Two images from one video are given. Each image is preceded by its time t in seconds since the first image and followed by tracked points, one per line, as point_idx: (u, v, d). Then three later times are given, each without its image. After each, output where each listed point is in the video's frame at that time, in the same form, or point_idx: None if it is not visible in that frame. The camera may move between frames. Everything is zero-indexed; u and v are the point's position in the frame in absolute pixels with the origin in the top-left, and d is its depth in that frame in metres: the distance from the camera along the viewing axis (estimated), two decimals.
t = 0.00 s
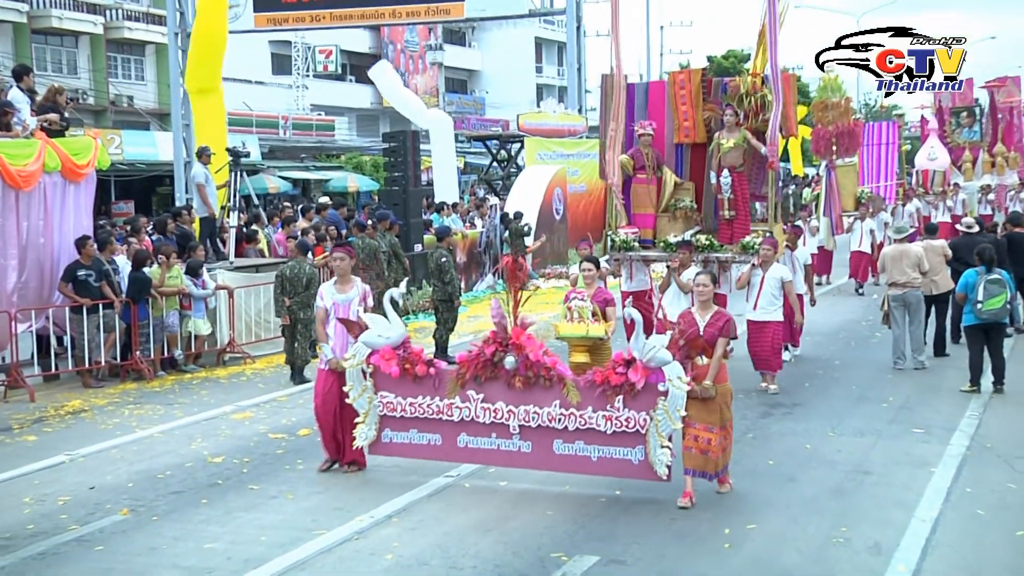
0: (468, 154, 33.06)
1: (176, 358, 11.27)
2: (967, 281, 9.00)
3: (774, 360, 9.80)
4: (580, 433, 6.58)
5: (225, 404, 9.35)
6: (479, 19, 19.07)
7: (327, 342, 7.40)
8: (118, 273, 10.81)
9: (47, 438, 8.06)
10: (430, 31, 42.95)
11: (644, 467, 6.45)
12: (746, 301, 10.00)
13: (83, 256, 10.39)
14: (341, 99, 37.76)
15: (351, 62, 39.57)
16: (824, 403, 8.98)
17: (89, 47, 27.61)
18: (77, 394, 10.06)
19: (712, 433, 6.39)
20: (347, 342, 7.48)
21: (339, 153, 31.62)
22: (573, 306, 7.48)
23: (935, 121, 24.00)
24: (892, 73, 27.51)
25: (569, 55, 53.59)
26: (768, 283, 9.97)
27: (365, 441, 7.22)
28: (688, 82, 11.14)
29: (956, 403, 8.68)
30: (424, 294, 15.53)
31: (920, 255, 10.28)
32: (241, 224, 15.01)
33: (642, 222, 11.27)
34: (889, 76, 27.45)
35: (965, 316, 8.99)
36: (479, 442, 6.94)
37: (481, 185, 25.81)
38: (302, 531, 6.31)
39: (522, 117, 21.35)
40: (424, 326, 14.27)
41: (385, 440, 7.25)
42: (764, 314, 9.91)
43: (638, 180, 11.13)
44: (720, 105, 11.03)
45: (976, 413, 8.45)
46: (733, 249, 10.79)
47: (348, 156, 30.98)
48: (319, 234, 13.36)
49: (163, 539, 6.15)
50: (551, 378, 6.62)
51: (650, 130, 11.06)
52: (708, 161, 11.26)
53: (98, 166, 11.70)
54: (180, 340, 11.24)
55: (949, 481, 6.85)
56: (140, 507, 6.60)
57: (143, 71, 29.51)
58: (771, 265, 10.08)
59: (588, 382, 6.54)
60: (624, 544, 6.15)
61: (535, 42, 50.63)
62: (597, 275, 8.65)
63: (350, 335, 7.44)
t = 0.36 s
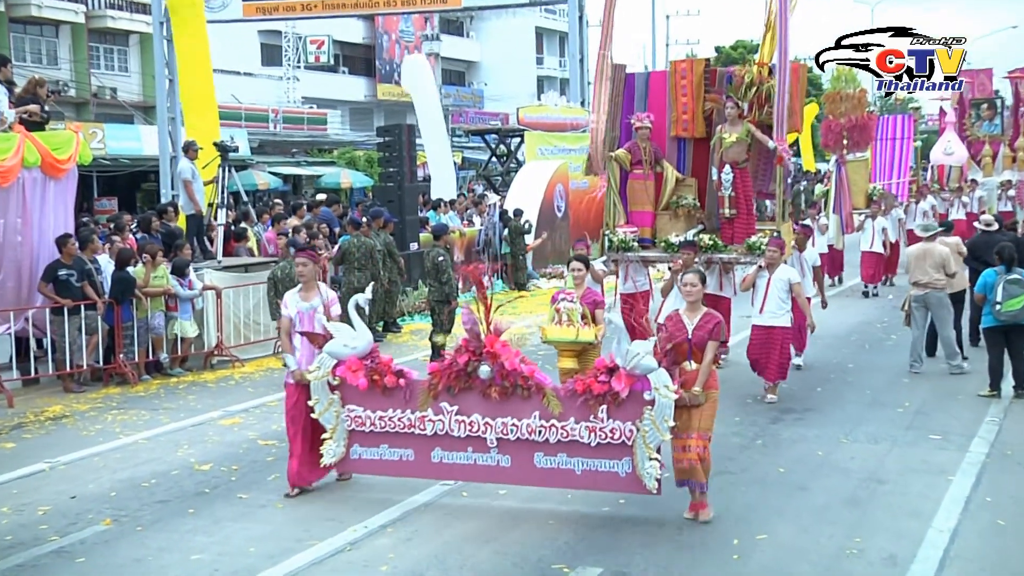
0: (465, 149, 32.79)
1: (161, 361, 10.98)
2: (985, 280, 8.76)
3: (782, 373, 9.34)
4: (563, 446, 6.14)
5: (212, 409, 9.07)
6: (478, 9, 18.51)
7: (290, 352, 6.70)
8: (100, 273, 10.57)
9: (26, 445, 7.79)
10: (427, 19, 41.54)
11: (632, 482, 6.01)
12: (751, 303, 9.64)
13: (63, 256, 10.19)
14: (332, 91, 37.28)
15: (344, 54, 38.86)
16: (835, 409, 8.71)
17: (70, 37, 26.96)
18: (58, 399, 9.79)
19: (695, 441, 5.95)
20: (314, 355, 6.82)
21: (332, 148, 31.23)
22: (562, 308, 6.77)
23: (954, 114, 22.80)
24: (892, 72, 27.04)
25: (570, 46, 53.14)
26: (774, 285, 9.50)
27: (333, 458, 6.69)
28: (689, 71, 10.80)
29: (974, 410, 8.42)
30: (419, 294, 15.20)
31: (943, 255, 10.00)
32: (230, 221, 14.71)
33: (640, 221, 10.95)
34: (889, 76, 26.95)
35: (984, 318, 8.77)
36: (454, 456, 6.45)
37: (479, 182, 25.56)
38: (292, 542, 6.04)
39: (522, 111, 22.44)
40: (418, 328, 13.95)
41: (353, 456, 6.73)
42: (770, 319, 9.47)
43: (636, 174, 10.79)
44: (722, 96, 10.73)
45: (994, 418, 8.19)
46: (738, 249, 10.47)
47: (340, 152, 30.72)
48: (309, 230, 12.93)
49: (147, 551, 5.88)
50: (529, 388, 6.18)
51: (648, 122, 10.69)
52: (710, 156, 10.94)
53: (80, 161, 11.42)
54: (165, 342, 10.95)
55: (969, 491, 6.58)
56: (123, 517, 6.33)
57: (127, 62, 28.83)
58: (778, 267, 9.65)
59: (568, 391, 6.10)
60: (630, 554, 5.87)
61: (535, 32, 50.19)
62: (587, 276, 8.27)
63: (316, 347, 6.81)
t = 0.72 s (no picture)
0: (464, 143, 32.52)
1: (146, 365, 10.70)
2: (1006, 281, 8.64)
3: (789, 381, 9.02)
4: (543, 463, 5.65)
5: (200, 415, 8.81)
6: None
7: (253, 360, 6.28)
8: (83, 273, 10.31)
9: (5, 453, 7.52)
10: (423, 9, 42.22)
11: (616, 503, 5.52)
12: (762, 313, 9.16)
13: (43, 254, 9.93)
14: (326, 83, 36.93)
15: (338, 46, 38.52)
16: (849, 415, 8.44)
17: (50, 27, 25.61)
18: (39, 405, 9.54)
19: (687, 462, 5.67)
20: (277, 358, 6.43)
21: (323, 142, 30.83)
22: (551, 314, 6.18)
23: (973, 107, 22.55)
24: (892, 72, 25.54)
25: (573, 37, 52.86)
26: (782, 290, 9.07)
27: (299, 472, 6.17)
28: (694, 60, 10.48)
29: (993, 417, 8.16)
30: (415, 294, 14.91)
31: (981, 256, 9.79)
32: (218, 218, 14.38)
33: (639, 219, 10.69)
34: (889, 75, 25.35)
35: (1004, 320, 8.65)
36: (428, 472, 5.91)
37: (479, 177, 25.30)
38: (282, 553, 5.75)
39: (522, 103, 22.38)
40: (414, 331, 13.63)
41: (321, 470, 6.20)
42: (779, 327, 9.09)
43: (634, 170, 10.49)
44: (727, 86, 10.50)
45: (1015, 425, 7.92)
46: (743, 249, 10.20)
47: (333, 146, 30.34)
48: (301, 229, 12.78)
49: (130, 563, 5.60)
50: (507, 400, 5.66)
51: (648, 113, 10.39)
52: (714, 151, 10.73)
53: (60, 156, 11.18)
54: (149, 345, 10.68)
55: (990, 501, 6.32)
56: (106, 528, 6.06)
57: (110, 52, 27.25)
58: (787, 271, 9.16)
59: (547, 403, 5.60)
60: (635, 566, 5.58)
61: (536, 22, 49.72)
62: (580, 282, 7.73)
63: (279, 351, 6.40)
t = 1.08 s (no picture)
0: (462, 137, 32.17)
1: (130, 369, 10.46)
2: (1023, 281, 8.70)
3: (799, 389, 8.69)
4: (524, 482, 5.32)
5: (186, 421, 8.56)
6: None
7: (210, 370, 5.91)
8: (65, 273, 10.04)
9: None
10: None
11: (600, 526, 5.20)
12: (765, 316, 8.87)
13: (22, 254, 9.67)
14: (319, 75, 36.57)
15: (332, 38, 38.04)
16: (862, 421, 8.19)
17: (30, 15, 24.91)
18: (18, 411, 9.29)
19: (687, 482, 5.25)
20: (234, 369, 6.12)
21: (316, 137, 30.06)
22: (536, 321, 5.94)
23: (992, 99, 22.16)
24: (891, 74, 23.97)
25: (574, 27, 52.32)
26: (787, 292, 8.79)
27: (258, 493, 5.77)
28: (694, 51, 10.23)
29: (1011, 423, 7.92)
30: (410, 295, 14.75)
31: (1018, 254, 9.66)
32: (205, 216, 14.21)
33: (637, 219, 10.39)
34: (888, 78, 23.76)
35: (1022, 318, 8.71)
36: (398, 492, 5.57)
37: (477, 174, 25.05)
38: (273, 564, 5.50)
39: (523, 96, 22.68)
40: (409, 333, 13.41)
41: (281, 491, 5.81)
42: (784, 331, 8.79)
43: (632, 167, 10.22)
44: (731, 79, 10.25)
45: None
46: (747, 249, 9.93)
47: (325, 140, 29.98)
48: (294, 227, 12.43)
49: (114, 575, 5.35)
50: (485, 414, 5.36)
51: (647, 107, 10.07)
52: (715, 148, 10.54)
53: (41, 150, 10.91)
54: (134, 349, 10.44)
55: (1011, 510, 6.07)
56: (88, 538, 5.82)
57: (93, 42, 26.75)
58: (792, 271, 8.85)
59: (529, 418, 5.29)
60: None
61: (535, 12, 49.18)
62: (569, 286, 7.37)
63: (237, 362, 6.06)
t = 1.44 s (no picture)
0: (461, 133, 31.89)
1: (116, 372, 10.30)
2: None
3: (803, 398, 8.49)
4: (494, 501, 5.08)
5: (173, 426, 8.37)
6: None
7: (167, 382, 5.63)
8: (49, 273, 9.81)
9: None
10: None
11: (577, 547, 4.96)
12: (765, 319, 8.66)
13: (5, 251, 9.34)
14: (311, 68, 36.30)
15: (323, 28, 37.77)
16: (873, 426, 7.98)
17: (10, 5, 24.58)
18: None
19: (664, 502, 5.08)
20: (193, 382, 5.70)
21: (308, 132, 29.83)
22: (520, 323, 5.52)
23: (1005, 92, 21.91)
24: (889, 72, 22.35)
25: (576, 19, 51.83)
26: (793, 295, 8.59)
27: (219, 512, 5.52)
28: (694, 40, 10.01)
29: None
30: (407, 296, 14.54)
31: None
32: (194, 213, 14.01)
33: (632, 217, 10.21)
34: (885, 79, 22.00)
35: None
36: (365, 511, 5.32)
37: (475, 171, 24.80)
38: None
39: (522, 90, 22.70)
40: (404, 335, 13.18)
41: (244, 510, 5.56)
42: (788, 336, 8.53)
43: (626, 162, 10.01)
44: (731, 69, 10.05)
45: None
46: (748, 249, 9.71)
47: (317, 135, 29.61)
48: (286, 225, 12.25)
49: None
50: (453, 429, 5.09)
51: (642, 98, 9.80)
52: (716, 142, 10.29)
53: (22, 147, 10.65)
54: (119, 351, 10.28)
55: None
56: (72, 548, 5.63)
57: (77, 34, 26.27)
58: (798, 274, 8.72)
59: (497, 432, 5.02)
60: None
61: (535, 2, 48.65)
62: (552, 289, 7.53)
63: (196, 374, 5.68)
